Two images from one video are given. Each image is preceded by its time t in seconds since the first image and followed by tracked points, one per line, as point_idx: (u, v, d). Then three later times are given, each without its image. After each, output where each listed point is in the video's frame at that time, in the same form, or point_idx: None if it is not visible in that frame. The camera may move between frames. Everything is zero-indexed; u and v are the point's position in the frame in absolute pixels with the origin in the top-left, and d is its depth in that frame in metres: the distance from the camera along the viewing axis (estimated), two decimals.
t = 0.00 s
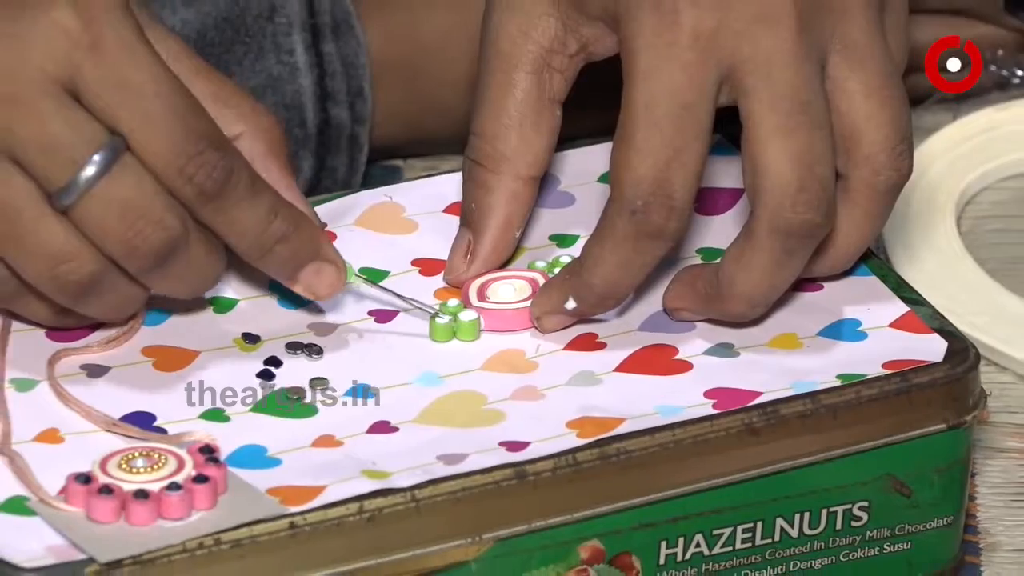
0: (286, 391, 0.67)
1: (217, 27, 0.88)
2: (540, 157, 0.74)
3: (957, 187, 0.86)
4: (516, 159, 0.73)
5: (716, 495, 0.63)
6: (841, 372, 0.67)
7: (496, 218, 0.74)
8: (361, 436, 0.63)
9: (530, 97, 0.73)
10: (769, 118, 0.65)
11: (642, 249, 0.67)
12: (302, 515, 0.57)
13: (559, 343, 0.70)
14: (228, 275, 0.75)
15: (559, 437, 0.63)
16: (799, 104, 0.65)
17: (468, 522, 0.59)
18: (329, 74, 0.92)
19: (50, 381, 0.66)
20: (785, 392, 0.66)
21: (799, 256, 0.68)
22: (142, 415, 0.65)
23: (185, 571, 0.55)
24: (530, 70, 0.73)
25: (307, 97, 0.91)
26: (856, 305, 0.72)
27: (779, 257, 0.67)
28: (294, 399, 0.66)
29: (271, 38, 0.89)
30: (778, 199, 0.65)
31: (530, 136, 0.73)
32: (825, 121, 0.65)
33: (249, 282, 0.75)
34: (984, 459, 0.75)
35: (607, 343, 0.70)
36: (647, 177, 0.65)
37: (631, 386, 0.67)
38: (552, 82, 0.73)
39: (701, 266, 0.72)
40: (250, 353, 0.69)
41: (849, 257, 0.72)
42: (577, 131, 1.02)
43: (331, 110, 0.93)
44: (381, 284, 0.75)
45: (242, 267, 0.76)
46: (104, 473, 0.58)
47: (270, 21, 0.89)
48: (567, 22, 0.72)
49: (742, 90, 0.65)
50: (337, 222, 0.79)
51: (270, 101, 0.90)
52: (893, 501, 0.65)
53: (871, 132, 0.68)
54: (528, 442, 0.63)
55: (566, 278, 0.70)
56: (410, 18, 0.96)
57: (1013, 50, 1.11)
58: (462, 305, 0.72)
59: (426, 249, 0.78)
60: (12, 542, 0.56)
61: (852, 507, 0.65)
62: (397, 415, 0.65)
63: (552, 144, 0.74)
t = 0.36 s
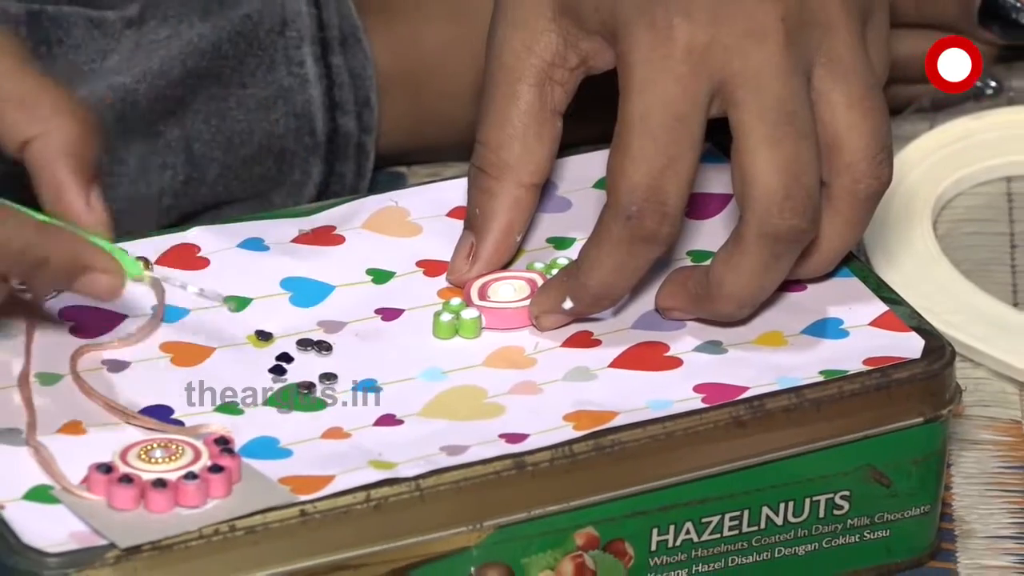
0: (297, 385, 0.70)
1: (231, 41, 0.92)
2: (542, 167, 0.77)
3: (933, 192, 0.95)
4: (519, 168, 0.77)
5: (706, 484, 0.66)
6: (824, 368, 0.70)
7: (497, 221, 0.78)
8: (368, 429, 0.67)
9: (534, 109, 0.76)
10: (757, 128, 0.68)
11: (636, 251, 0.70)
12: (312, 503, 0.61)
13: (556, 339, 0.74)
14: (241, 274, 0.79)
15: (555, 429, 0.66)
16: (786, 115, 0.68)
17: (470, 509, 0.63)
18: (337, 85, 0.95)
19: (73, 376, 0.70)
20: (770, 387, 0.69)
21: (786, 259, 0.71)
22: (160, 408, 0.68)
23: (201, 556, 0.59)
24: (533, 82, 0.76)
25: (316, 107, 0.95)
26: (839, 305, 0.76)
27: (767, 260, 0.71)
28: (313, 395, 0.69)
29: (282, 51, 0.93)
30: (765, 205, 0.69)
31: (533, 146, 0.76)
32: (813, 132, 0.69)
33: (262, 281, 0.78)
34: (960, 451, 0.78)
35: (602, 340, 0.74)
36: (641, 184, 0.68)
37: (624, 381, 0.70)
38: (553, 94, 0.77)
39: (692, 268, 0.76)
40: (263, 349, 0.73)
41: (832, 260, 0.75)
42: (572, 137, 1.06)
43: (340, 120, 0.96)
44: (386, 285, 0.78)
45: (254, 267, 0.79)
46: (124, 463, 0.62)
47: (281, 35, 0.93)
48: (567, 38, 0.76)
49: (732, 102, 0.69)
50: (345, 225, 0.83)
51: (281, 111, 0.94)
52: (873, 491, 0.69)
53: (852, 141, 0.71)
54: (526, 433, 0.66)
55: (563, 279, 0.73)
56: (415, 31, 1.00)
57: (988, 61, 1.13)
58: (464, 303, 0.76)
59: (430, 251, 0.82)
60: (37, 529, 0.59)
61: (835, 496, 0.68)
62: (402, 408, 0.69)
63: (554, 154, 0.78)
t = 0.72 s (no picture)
0: (303, 383, 0.72)
1: (239, 48, 0.94)
2: (542, 171, 0.79)
3: (921, 195, 0.98)
4: (520, 173, 0.78)
5: (700, 479, 0.68)
6: (815, 365, 0.72)
7: (497, 223, 0.80)
8: (371, 424, 0.69)
9: (534, 115, 0.78)
10: (750, 134, 0.70)
11: (632, 253, 0.72)
12: (317, 499, 0.62)
13: (554, 338, 0.76)
14: (248, 276, 0.81)
15: (554, 425, 0.68)
16: (777, 121, 0.70)
17: (470, 504, 0.64)
18: (341, 91, 0.98)
19: (84, 374, 0.72)
20: (763, 384, 0.71)
21: (777, 261, 0.73)
22: (169, 405, 0.70)
23: (209, 550, 0.60)
24: (532, 89, 0.78)
25: (321, 112, 0.97)
26: (830, 304, 0.78)
27: (759, 261, 0.73)
28: (315, 393, 0.71)
29: (288, 58, 0.96)
30: (758, 207, 0.71)
31: (534, 151, 0.78)
32: (803, 136, 0.71)
33: (268, 282, 0.80)
34: (948, 447, 0.80)
35: (598, 339, 0.76)
36: (637, 188, 0.70)
37: (621, 378, 0.72)
38: (553, 100, 0.79)
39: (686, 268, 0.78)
40: (269, 348, 0.75)
41: (822, 260, 0.77)
42: (568, 143, 1.08)
43: (345, 125, 0.99)
44: (389, 286, 0.80)
45: (261, 268, 0.81)
46: (134, 459, 0.63)
47: (288, 42, 0.96)
48: (565, 46, 0.78)
49: (725, 108, 0.71)
50: (349, 227, 0.85)
51: (288, 117, 0.96)
52: (862, 485, 0.71)
53: (842, 145, 0.74)
54: (525, 429, 0.68)
55: (562, 280, 0.75)
56: (417, 41, 1.02)
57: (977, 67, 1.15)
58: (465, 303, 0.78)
59: (433, 253, 0.84)
60: (50, 525, 0.60)
61: (826, 491, 0.70)
62: (404, 404, 0.70)
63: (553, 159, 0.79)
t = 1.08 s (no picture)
0: (303, 383, 0.72)
1: (239, 48, 0.94)
2: (542, 171, 0.79)
3: (920, 195, 0.98)
4: (520, 173, 0.78)
5: (700, 478, 0.68)
6: (815, 365, 0.72)
7: (497, 223, 0.80)
8: (371, 424, 0.69)
9: (534, 114, 0.78)
10: (750, 133, 0.70)
11: (632, 252, 0.72)
12: (317, 499, 0.62)
13: (554, 338, 0.76)
14: (248, 276, 0.81)
15: (554, 425, 0.68)
16: (777, 120, 0.70)
17: (470, 504, 0.65)
18: (341, 91, 0.98)
19: (84, 374, 0.72)
20: (763, 383, 0.71)
21: (777, 261, 0.73)
22: (169, 405, 0.70)
23: (210, 550, 0.60)
24: (532, 89, 0.78)
25: (321, 112, 0.97)
26: (829, 304, 0.78)
27: (759, 261, 0.73)
28: (315, 393, 0.71)
29: (289, 58, 0.96)
30: (758, 207, 0.71)
31: (534, 151, 0.78)
32: (803, 136, 0.71)
33: (268, 282, 0.80)
34: (947, 446, 0.80)
35: (598, 339, 0.76)
36: (637, 188, 0.70)
37: (620, 378, 0.72)
38: (553, 100, 0.79)
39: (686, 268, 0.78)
40: (269, 348, 0.75)
41: (821, 260, 0.77)
42: (568, 143, 1.08)
43: (344, 124, 0.99)
44: (390, 286, 0.80)
45: (261, 268, 0.81)
46: (134, 459, 0.63)
47: (288, 42, 0.96)
48: (566, 45, 0.78)
49: (725, 108, 0.71)
50: (349, 227, 0.85)
51: (287, 116, 0.96)
52: (862, 485, 0.71)
53: (841, 145, 0.74)
54: (525, 429, 0.68)
55: (561, 280, 0.75)
56: (417, 42, 1.02)
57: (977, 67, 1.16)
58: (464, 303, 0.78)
59: (433, 252, 0.84)
60: (51, 525, 0.60)
61: (826, 490, 0.70)
62: (404, 404, 0.71)
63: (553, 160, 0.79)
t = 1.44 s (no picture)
0: (302, 380, 0.72)
1: (238, 47, 0.95)
2: (542, 170, 0.79)
3: (919, 193, 0.98)
4: (519, 171, 0.78)
5: (699, 477, 0.68)
6: (815, 363, 0.72)
7: (496, 221, 0.80)
8: (370, 422, 0.69)
9: (533, 113, 0.78)
10: (750, 132, 0.70)
11: (631, 250, 0.72)
12: (316, 496, 0.62)
13: (553, 336, 0.76)
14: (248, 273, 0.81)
15: (554, 423, 0.68)
16: (777, 119, 0.70)
17: (469, 501, 0.64)
18: (341, 89, 0.98)
19: (83, 372, 0.72)
20: (762, 382, 0.71)
21: (776, 259, 0.73)
22: (168, 404, 0.70)
23: (209, 547, 0.60)
24: (532, 88, 0.78)
25: (320, 110, 0.97)
26: (828, 302, 0.78)
27: (758, 259, 0.73)
28: (314, 391, 0.71)
29: (288, 56, 0.96)
30: (758, 206, 0.71)
31: (533, 150, 0.78)
32: (802, 135, 0.71)
33: (268, 280, 0.80)
34: (946, 444, 0.81)
35: (597, 337, 0.76)
36: (636, 187, 0.70)
37: (620, 376, 0.72)
38: (553, 99, 0.79)
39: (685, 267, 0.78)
40: (268, 346, 0.75)
41: (821, 259, 0.77)
42: (567, 141, 1.08)
43: (343, 123, 0.98)
44: (390, 284, 0.81)
45: (261, 265, 0.81)
46: (133, 458, 0.63)
47: (287, 40, 0.96)
48: (566, 44, 0.78)
49: (725, 106, 0.71)
50: (348, 225, 0.85)
51: (287, 114, 0.96)
52: (862, 483, 0.71)
53: (840, 144, 0.74)
54: (525, 427, 0.68)
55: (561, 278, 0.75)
56: (416, 39, 1.02)
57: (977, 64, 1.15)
58: (464, 301, 0.78)
59: (432, 251, 0.84)
60: (50, 522, 0.60)
61: (825, 489, 0.70)
62: (403, 402, 0.70)
63: (553, 158, 0.79)
